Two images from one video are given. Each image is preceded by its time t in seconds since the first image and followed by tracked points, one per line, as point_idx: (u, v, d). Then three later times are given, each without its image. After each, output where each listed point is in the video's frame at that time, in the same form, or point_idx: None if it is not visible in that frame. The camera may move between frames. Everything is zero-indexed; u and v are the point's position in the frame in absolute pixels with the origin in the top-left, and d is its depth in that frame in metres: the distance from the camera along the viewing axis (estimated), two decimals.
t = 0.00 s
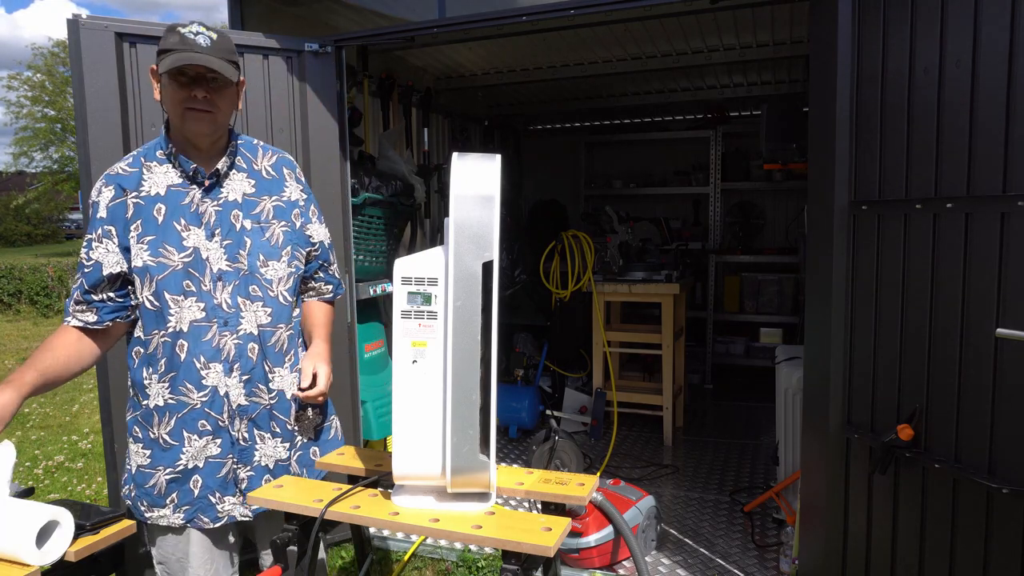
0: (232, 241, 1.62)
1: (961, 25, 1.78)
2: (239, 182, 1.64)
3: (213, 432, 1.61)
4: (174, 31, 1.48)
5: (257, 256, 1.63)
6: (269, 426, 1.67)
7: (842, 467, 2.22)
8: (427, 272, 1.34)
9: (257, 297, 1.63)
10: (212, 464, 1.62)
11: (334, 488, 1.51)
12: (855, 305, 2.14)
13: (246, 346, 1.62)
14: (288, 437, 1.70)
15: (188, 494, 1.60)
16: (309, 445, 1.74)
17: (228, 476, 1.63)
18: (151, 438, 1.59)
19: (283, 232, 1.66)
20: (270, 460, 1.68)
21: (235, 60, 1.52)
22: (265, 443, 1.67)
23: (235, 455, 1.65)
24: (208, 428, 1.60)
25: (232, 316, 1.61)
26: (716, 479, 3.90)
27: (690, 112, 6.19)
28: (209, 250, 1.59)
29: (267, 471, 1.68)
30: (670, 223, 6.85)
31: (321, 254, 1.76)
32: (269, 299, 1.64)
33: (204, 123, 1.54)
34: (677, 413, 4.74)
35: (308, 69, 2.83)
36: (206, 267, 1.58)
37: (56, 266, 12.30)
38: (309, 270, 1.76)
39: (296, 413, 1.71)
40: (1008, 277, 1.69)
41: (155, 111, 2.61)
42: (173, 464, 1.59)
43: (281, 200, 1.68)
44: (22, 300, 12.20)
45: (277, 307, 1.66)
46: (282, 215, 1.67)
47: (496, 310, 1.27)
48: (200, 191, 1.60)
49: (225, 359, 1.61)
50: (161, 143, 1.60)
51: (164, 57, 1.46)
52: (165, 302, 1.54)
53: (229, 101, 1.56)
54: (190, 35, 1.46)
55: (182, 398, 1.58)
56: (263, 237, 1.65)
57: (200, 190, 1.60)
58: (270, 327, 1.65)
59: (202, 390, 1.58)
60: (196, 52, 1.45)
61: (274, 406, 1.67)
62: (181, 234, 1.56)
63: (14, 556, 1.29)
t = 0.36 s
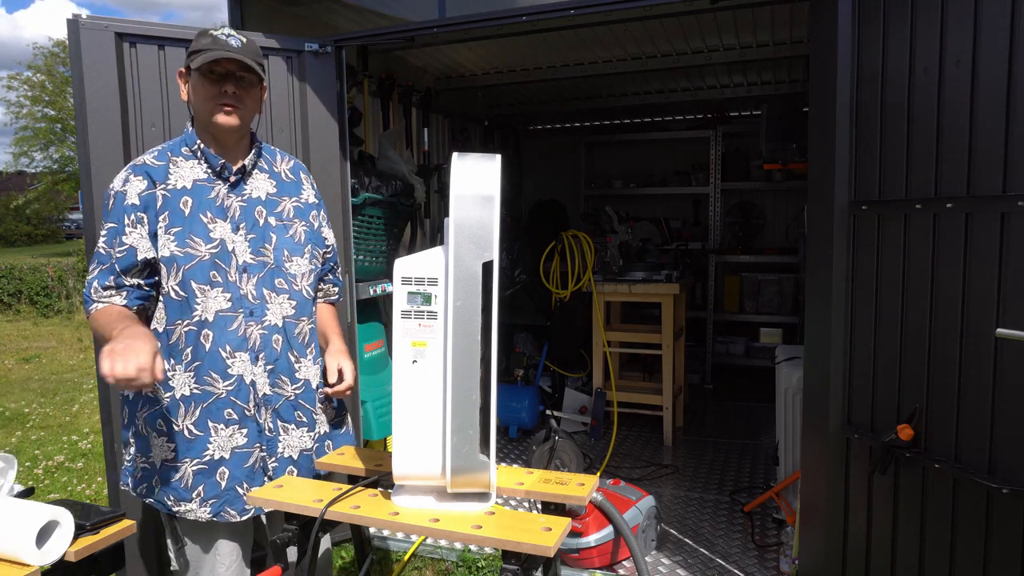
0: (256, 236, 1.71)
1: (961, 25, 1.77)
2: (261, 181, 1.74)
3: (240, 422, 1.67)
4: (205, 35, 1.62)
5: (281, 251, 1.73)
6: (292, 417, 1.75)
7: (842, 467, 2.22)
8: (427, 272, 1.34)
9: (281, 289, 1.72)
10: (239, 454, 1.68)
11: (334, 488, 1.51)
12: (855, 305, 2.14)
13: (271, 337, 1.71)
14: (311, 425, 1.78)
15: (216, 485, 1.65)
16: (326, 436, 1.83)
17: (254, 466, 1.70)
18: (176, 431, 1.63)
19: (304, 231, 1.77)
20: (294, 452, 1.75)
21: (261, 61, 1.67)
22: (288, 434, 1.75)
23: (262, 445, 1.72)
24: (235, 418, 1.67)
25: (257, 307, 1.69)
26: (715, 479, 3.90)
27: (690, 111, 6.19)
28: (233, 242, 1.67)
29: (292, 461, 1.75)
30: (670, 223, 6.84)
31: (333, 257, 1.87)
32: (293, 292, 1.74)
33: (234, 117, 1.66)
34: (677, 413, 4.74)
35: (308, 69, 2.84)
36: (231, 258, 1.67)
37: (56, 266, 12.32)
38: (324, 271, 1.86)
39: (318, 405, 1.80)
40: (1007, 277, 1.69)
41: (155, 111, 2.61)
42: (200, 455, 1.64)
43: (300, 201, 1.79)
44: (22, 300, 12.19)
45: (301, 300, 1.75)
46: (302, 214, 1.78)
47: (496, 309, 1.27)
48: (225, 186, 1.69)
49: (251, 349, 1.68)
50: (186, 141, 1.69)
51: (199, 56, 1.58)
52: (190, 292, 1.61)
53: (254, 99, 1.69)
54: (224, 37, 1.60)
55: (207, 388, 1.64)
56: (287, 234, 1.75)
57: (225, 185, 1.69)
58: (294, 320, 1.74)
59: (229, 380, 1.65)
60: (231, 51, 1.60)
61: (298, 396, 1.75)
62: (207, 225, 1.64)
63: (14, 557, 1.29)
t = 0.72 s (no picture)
0: (293, 237, 1.72)
1: (960, 24, 1.77)
2: (299, 185, 1.76)
3: (262, 417, 1.68)
4: (250, 39, 1.63)
5: (315, 254, 1.75)
6: (316, 415, 1.76)
7: (842, 467, 2.22)
8: (427, 272, 1.34)
9: (313, 291, 1.74)
10: (256, 448, 1.68)
11: (334, 488, 1.51)
12: (855, 305, 2.14)
13: (300, 337, 1.72)
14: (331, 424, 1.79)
15: (227, 477, 1.65)
16: (345, 437, 1.84)
17: (270, 462, 1.69)
18: (201, 418, 1.64)
19: (337, 236, 1.79)
20: (315, 449, 1.76)
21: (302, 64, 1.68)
22: (309, 432, 1.75)
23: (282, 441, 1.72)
24: (257, 413, 1.67)
25: (290, 307, 1.71)
26: (715, 479, 3.90)
27: (690, 112, 6.19)
28: (271, 244, 1.69)
29: (310, 459, 1.76)
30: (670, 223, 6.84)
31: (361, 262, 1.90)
32: (324, 295, 1.76)
33: (277, 121, 1.67)
34: (677, 413, 4.74)
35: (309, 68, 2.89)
36: (269, 258, 1.68)
37: (56, 266, 12.33)
38: (352, 275, 1.89)
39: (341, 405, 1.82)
40: (1007, 277, 1.69)
41: (155, 111, 2.61)
42: (217, 447, 1.64)
43: (334, 206, 1.81)
44: (22, 300, 12.20)
45: (331, 303, 1.78)
46: (336, 219, 1.80)
47: (496, 310, 1.27)
48: (266, 188, 1.70)
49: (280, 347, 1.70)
50: (231, 140, 1.70)
51: (245, 61, 1.60)
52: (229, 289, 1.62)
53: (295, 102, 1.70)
54: (268, 42, 1.61)
55: (235, 383, 1.65)
56: (321, 238, 1.77)
57: (266, 187, 1.70)
58: (323, 321, 1.77)
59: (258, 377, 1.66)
60: (274, 56, 1.60)
61: (322, 395, 1.76)
62: (250, 225, 1.65)
63: (14, 557, 1.29)
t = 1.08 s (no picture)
0: (322, 243, 1.74)
1: (960, 24, 1.77)
2: (333, 195, 1.78)
3: (279, 414, 1.71)
4: (303, 48, 1.62)
5: (341, 263, 1.76)
6: (329, 416, 1.79)
7: (843, 467, 2.22)
8: (427, 272, 1.34)
9: (337, 298, 1.76)
10: (270, 443, 1.71)
11: (334, 488, 1.51)
12: (855, 305, 2.14)
13: (322, 340, 1.74)
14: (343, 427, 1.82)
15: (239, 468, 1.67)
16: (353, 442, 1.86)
17: (281, 457, 1.73)
18: (219, 409, 1.67)
19: (364, 246, 1.79)
20: (326, 448, 1.79)
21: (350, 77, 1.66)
22: (322, 431, 1.79)
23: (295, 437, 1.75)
24: (274, 410, 1.70)
25: (313, 311, 1.72)
26: (715, 479, 3.90)
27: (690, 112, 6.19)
28: (299, 248, 1.71)
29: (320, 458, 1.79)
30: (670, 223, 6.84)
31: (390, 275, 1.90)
32: (346, 302, 1.76)
33: (320, 132, 1.67)
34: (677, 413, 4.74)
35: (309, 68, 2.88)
36: (297, 260, 1.70)
37: (56, 266, 12.32)
38: (382, 284, 1.87)
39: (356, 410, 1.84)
40: (1007, 277, 1.69)
41: (155, 111, 2.61)
42: (234, 438, 1.67)
43: (365, 217, 1.81)
44: (22, 300, 12.19)
45: (353, 311, 1.78)
46: (365, 230, 1.80)
47: (496, 310, 1.27)
48: (301, 193, 1.72)
49: (303, 348, 1.72)
50: (276, 142, 1.72)
51: (295, 71, 1.59)
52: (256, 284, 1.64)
53: (341, 113, 1.69)
54: (319, 56, 1.60)
55: (257, 377, 1.68)
56: (349, 247, 1.78)
57: (301, 193, 1.72)
58: (343, 328, 1.78)
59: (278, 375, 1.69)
60: (324, 70, 1.59)
61: (337, 398, 1.79)
62: (281, 227, 1.68)
63: (13, 557, 1.29)
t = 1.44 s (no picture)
0: (327, 243, 1.74)
1: (960, 25, 1.77)
2: (337, 196, 1.78)
3: (287, 412, 1.71)
4: (309, 50, 1.62)
5: (346, 262, 1.76)
6: (337, 414, 1.79)
7: (842, 467, 2.22)
8: (427, 272, 1.34)
9: (342, 297, 1.76)
10: (280, 441, 1.71)
11: (333, 488, 1.51)
12: (855, 305, 2.14)
13: (328, 338, 1.74)
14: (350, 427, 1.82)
15: (250, 467, 1.68)
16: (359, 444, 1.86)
17: (290, 456, 1.73)
18: (227, 409, 1.67)
19: (367, 246, 1.79)
20: (333, 446, 1.80)
21: (355, 79, 1.66)
22: (330, 430, 1.79)
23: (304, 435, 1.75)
24: (283, 409, 1.70)
25: (319, 309, 1.73)
26: (715, 479, 3.90)
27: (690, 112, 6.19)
28: (304, 247, 1.71)
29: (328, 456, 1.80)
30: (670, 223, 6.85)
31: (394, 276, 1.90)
32: (350, 301, 1.77)
33: (324, 132, 1.66)
34: (677, 413, 4.74)
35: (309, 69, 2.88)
36: (303, 259, 1.71)
37: (56, 266, 12.33)
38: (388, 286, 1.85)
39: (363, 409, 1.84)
40: (1007, 277, 1.69)
41: (155, 111, 2.61)
42: (244, 437, 1.68)
43: (367, 218, 1.81)
44: (22, 300, 12.19)
45: (358, 310, 1.78)
46: (368, 230, 1.80)
47: (496, 310, 1.27)
48: (306, 193, 1.73)
49: (311, 347, 1.72)
50: (280, 142, 1.72)
51: (300, 73, 1.59)
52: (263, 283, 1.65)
53: (346, 115, 1.69)
54: (324, 57, 1.60)
55: (265, 375, 1.68)
56: (353, 247, 1.77)
57: (306, 193, 1.73)
58: (349, 326, 1.78)
59: (287, 373, 1.69)
60: (328, 72, 1.59)
61: (344, 397, 1.79)
62: (287, 226, 1.68)
63: (13, 556, 1.29)
